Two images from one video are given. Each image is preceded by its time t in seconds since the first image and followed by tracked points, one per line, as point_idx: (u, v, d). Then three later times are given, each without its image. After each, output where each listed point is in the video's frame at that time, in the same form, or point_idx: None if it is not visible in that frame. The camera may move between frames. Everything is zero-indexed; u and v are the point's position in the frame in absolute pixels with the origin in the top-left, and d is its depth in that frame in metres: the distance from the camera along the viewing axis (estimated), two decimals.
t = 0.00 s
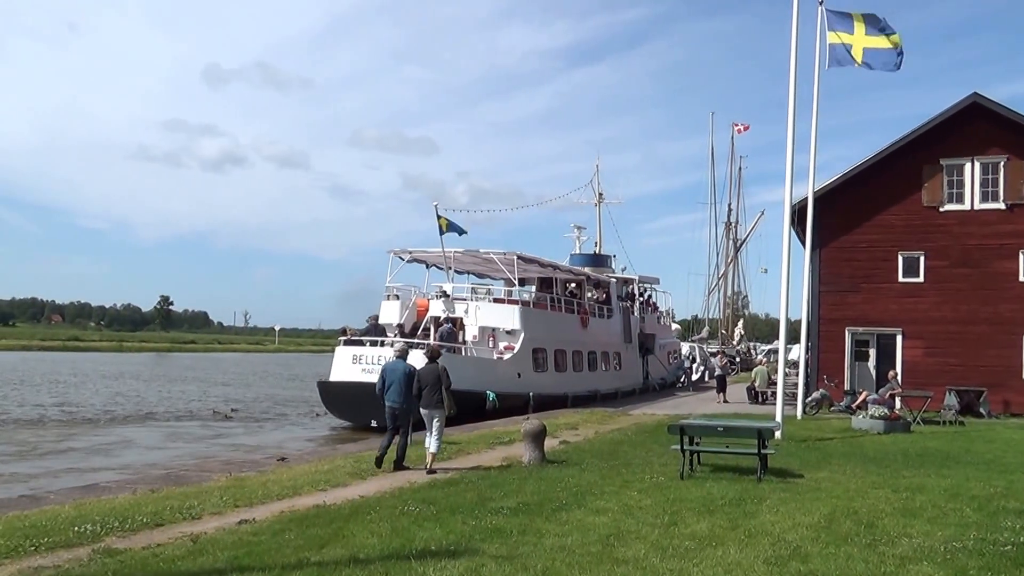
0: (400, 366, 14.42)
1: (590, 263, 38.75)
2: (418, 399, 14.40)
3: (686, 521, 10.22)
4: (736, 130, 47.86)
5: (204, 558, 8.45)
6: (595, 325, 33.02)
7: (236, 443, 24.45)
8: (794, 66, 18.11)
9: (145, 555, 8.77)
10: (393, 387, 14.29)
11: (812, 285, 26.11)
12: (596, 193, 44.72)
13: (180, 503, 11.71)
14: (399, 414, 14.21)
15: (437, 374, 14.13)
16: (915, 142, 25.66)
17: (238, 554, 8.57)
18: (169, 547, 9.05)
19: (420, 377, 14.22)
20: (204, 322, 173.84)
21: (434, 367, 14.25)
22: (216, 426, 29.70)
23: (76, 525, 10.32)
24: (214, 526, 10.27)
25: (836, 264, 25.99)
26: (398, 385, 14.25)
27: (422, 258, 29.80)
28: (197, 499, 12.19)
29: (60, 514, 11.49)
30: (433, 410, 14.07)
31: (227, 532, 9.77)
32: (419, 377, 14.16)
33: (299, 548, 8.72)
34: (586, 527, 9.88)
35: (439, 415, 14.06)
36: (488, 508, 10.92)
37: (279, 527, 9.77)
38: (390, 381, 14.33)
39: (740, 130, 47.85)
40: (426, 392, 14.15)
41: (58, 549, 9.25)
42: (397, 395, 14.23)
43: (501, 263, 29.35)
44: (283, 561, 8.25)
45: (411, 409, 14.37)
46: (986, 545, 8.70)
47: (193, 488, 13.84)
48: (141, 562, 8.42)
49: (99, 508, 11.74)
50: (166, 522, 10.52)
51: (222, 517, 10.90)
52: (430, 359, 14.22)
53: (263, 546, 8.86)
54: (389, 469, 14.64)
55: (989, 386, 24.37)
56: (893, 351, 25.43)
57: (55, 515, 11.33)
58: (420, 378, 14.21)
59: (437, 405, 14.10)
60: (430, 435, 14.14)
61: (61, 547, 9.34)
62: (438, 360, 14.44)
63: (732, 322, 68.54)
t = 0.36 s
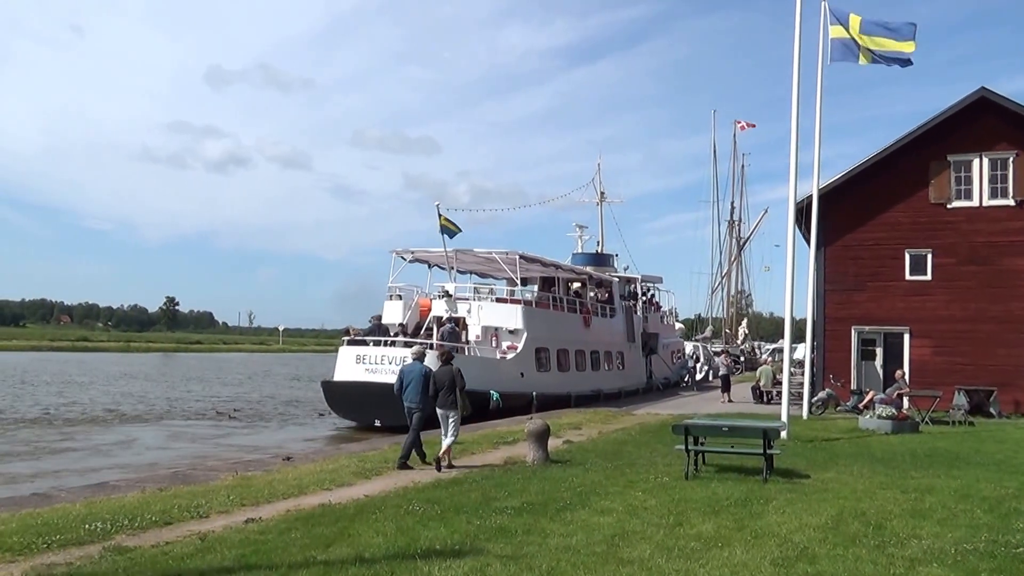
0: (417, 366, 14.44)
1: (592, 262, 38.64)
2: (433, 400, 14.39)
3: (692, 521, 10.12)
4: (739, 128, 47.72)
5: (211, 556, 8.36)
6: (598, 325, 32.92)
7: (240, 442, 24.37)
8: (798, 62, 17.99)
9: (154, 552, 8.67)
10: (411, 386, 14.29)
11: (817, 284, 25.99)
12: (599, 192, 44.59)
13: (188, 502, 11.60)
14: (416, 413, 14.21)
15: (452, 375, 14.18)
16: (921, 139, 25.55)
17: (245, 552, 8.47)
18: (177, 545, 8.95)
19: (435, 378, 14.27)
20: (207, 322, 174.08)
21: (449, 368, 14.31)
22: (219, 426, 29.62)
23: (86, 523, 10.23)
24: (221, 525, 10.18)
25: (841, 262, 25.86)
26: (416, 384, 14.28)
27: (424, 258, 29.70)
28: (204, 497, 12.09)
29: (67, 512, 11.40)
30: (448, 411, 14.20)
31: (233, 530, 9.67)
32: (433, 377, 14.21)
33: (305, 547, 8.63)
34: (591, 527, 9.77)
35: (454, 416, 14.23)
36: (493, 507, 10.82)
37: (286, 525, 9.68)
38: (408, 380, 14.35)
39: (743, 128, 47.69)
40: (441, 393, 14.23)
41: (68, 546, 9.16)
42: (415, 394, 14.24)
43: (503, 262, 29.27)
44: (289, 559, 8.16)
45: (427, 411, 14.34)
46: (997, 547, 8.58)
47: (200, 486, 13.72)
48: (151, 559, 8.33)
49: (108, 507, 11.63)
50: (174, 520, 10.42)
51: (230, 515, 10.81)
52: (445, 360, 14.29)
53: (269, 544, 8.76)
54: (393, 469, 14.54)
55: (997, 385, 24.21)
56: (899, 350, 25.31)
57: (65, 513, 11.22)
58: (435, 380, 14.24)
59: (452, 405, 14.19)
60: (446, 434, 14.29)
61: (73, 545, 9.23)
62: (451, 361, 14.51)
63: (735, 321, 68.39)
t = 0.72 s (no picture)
0: (436, 365, 14.71)
1: (598, 261, 38.52)
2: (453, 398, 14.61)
3: (702, 522, 9.99)
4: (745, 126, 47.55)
5: (222, 554, 8.26)
6: (604, 323, 32.81)
7: (248, 442, 24.30)
8: (806, 57, 17.87)
9: (166, 550, 8.58)
10: (431, 383, 14.56)
11: (826, 283, 25.84)
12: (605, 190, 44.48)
13: (199, 500, 11.52)
14: (437, 410, 14.50)
15: (471, 373, 14.43)
16: (931, 135, 25.38)
17: (255, 550, 8.38)
18: (188, 543, 8.86)
19: (455, 375, 14.52)
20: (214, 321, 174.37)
21: (469, 366, 14.56)
22: (227, 425, 29.58)
23: (98, 520, 10.15)
24: (232, 523, 10.09)
25: (851, 260, 25.71)
26: (435, 381, 14.52)
27: (430, 257, 29.61)
28: (214, 496, 12.00)
29: (79, 510, 11.33)
30: (466, 408, 14.33)
31: (244, 528, 9.57)
32: (453, 375, 14.49)
33: (315, 545, 8.52)
34: (599, 527, 9.65)
35: (471, 414, 14.33)
36: (501, 507, 10.71)
37: (295, 524, 9.58)
38: (427, 377, 14.62)
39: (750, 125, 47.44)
40: (460, 390, 14.44)
41: (81, 543, 9.09)
42: (435, 390, 14.50)
43: (509, 261, 29.17)
44: (299, 558, 8.07)
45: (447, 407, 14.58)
46: (1015, 548, 8.45)
47: (210, 485, 13.65)
48: (163, 557, 8.24)
49: (121, 504, 11.57)
50: (185, 518, 10.34)
51: (240, 513, 10.73)
52: (466, 359, 14.53)
53: (280, 543, 8.67)
54: (400, 469, 14.45)
55: (1010, 384, 24.03)
56: (910, 349, 25.15)
57: (79, 510, 11.17)
58: (455, 377, 14.50)
59: (470, 403, 14.35)
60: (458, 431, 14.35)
61: (87, 542, 9.16)
62: (471, 361, 14.74)
63: (742, 320, 68.19)
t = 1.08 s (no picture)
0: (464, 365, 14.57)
1: (611, 259, 38.41)
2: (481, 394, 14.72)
3: (717, 521, 9.89)
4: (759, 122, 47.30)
5: (239, 551, 8.23)
6: (618, 322, 32.69)
7: (263, 440, 24.32)
8: (823, 51, 17.72)
9: (184, 547, 8.56)
10: (459, 383, 14.41)
11: (842, 280, 25.67)
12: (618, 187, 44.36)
13: (216, 497, 11.50)
14: (466, 409, 14.35)
15: (501, 371, 14.51)
16: (950, 129, 25.14)
17: (271, 547, 8.34)
18: (206, 540, 8.83)
19: (484, 374, 14.59)
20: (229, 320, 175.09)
21: (497, 365, 14.63)
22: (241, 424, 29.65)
23: (117, 517, 10.15)
24: (249, 520, 10.06)
25: (868, 257, 25.52)
26: (464, 381, 14.39)
27: (442, 256, 29.56)
28: (231, 493, 11.98)
29: (98, 507, 11.34)
30: (497, 405, 14.51)
31: (260, 525, 9.53)
32: (481, 374, 14.52)
33: (330, 543, 8.48)
34: (614, 526, 9.57)
35: (503, 411, 14.55)
36: (515, 505, 10.64)
37: (310, 521, 9.54)
38: (456, 377, 14.46)
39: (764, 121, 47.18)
40: (489, 388, 14.56)
41: (101, 539, 9.08)
42: (463, 390, 14.36)
43: (522, 259, 29.08)
44: (315, 555, 8.02)
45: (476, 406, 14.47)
46: None
47: (227, 482, 13.64)
48: (182, 554, 8.20)
49: (140, 501, 11.57)
50: (203, 516, 10.32)
51: (257, 511, 10.70)
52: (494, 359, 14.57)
53: (296, 540, 8.63)
54: (414, 467, 14.39)
55: None
56: (929, 347, 24.95)
57: (98, 508, 11.17)
58: (484, 375, 14.57)
59: (501, 401, 14.54)
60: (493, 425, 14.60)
61: (106, 538, 9.14)
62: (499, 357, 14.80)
63: (756, 318, 67.89)
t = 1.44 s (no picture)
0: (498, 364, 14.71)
1: (630, 257, 38.31)
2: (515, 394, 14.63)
3: (739, 520, 9.83)
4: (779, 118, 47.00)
5: (261, 548, 8.25)
6: (637, 319, 32.58)
7: (283, 438, 24.41)
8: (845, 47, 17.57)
9: (206, 544, 8.59)
10: (492, 382, 14.56)
11: (864, 277, 25.48)
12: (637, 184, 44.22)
13: (238, 495, 11.54)
14: (498, 406, 14.46)
15: (532, 371, 14.37)
16: (974, 125, 24.91)
17: (293, 545, 8.36)
18: (228, 537, 8.86)
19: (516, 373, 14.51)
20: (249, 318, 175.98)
21: (530, 364, 14.54)
22: (262, 421, 29.78)
23: (140, 514, 10.20)
24: (270, 518, 10.09)
25: (891, 254, 25.31)
26: (496, 379, 14.52)
27: (461, 254, 29.56)
28: (253, 491, 12.02)
29: (122, 504, 11.41)
30: (528, 405, 14.32)
31: (281, 523, 9.56)
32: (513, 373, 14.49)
33: (352, 540, 8.49)
34: (636, 525, 9.54)
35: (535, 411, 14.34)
36: (535, 504, 10.62)
37: (330, 519, 9.55)
38: (489, 376, 14.62)
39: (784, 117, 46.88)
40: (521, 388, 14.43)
41: (125, 536, 9.13)
42: (496, 388, 14.48)
43: (541, 258, 29.03)
44: (337, 552, 8.04)
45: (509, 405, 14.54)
46: None
47: (249, 480, 13.68)
48: (204, 551, 8.24)
49: (163, 498, 11.63)
50: (225, 513, 10.36)
51: (278, 508, 10.73)
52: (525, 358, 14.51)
53: (317, 537, 8.65)
54: (434, 465, 14.40)
55: None
56: (952, 344, 24.72)
57: (122, 504, 11.25)
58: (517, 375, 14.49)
59: (532, 400, 14.33)
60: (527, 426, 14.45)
61: (131, 535, 9.20)
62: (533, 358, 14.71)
63: (777, 315, 67.52)
